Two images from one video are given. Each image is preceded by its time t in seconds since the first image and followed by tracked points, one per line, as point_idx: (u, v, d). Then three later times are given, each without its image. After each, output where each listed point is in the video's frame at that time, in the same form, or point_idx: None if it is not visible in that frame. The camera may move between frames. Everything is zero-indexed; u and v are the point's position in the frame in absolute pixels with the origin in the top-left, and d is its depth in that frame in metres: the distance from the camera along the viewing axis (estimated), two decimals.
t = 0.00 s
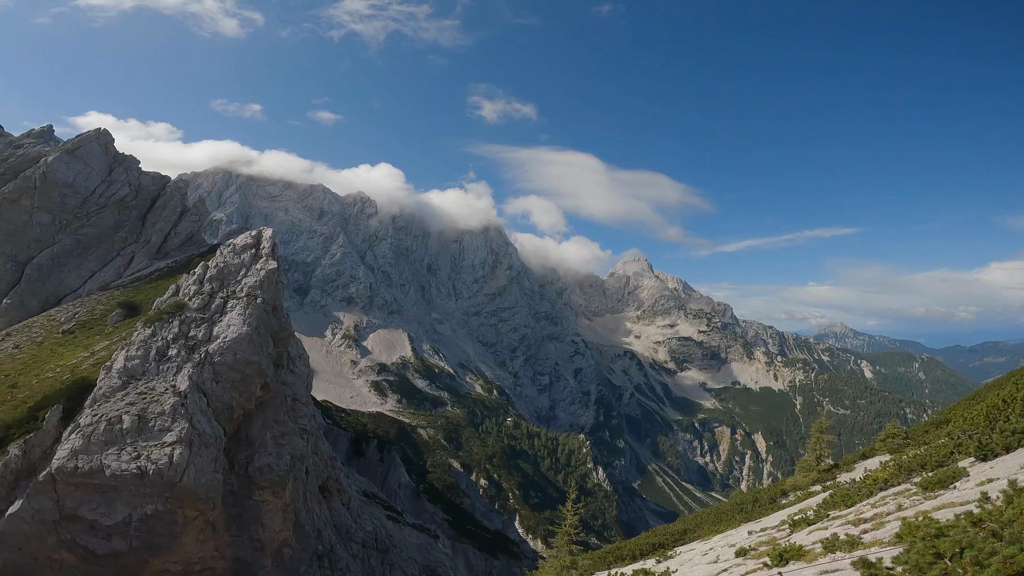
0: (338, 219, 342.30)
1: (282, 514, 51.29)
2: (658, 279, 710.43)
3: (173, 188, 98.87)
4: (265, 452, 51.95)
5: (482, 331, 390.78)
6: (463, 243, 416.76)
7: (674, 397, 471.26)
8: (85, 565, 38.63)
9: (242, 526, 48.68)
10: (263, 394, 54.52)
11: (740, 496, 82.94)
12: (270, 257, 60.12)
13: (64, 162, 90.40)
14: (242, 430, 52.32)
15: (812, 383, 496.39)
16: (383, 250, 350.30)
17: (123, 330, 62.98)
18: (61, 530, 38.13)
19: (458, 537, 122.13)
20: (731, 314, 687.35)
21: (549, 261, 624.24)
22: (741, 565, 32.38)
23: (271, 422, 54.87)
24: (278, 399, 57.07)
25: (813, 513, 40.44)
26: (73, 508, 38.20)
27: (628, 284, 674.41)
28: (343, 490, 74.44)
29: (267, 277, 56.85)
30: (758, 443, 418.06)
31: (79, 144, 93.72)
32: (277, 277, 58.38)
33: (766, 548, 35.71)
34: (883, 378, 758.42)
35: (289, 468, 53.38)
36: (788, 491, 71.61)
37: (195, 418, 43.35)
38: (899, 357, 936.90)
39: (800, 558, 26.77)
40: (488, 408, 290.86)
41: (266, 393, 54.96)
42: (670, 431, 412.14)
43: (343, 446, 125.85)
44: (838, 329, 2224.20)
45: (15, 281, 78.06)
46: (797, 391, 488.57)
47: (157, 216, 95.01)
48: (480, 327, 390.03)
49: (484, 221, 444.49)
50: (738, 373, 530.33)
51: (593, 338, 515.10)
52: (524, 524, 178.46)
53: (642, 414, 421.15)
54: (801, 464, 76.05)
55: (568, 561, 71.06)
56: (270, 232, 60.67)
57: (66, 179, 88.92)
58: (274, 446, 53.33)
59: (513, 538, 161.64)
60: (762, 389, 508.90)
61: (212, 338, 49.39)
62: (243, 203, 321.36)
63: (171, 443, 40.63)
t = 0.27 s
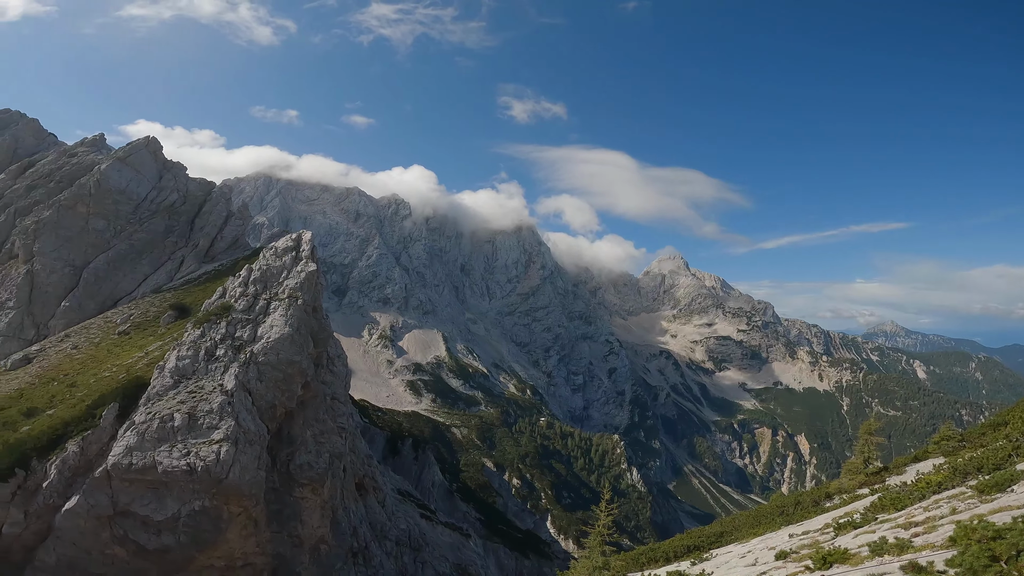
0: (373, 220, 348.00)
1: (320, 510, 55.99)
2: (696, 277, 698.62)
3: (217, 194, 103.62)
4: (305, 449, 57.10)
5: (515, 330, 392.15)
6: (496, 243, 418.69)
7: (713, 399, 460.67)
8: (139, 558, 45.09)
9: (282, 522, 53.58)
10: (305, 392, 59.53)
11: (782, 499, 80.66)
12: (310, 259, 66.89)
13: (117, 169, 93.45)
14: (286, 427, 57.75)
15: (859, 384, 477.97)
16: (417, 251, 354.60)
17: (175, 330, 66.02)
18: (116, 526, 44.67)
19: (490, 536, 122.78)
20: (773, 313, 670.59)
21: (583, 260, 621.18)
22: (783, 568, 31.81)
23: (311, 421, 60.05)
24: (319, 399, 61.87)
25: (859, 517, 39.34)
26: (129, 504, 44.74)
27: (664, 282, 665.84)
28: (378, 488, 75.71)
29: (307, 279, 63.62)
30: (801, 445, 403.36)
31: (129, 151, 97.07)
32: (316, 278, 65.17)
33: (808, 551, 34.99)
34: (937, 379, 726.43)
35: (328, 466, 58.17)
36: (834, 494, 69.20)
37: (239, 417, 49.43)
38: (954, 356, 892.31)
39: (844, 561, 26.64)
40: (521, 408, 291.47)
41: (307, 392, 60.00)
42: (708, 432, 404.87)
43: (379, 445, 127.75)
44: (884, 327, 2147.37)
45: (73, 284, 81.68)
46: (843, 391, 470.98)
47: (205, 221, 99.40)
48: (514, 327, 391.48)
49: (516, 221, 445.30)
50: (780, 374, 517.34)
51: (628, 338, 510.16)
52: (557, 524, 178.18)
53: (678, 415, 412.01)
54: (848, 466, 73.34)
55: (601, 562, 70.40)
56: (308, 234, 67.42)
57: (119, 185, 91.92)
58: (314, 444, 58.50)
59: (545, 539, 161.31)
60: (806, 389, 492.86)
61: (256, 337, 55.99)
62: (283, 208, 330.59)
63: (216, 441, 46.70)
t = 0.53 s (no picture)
0: (409, 221, 352.86)
1: (357, 508, 57.27)
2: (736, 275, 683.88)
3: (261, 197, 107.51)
4: (344, 447, 58.66)
5: (550, 329, 392.12)
6: (529, 243, 418.89)
7: (755, 399, 444.41)
8: (187, 553, 46.83)
9: (321, 518, 54.77)
10: (345, 390, 61.56)
11: (827, 502, 78.55)
12: (349, 260, 70.42)
13: (168, 175, 97.22)
14: (326, 425, 59.57)
15: (911, 385, 458.46)
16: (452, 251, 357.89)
17: (224, 330, 69.22)
18: (166, 521, 46.68)
19: (522, 535, 122.75)
20: (818, 312, 650.09)
21: (618, 259, 616.33)
22: (832, 571, 32.06)
23: (351, 419, 61.65)
24: (359, 398, 63.99)
25: (911, 520, 38.23)
26: (179, 499, 46.93)
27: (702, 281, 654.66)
28: (414, 486, 76.69)
29: (346, 280, 66.88)
30: (849, 447, 386.80)
31: (178, 158, 101.11)
32: (355, 279, 68.25)
33: (854, 555, 34.36)
34: (998, 381, 690.01)
35: (366, 463, 59.36)
36: (884, 498, 67.03)
37: (283, 414, 51.66)
38: (1015, 356, 847.41)
39: (894, 565, 27.52)
40: (556, 408, 290.72)
41: (347, 391, 61.93)
42: (749, 433, 394.68)
43: (416, 445, 129.19)
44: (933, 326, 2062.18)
45: (129, 286, 84.70)
46: (894, 392, 451.88)
47: (250, 223, 103.69)
48: (549, 326, 391.14)
49: (550, 221, 444.73)
50: (828, 373, 499.95)
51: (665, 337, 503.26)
52: (590, 525, 176.83)
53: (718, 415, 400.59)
54: (900, 469, 70.85)
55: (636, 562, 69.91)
56: (347, 237, 71.15)
57: (171, 191, 96.08)
58: (353, 442, 60.00)
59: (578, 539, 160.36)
60: (855, 390, 474.61)
61: (299, 337, 59.19)
62: (322, 210, 338.49)
63: (261, 438, 48.83)
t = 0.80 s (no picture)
0: (444, 222, 355.57)
1: (395, 505, 58.58)
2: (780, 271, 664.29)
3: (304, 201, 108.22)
4: (382, 444, 59.87)
5: (586, 328, 391.45)
6: (564, 241, 416.37)
7: (800, 399, 429.06)
8: (232, 546, 49.28)
9: (359, 514, 56.56)
10: (384, 388, 62.78)
11: (876, 505, 75.77)
12: (387, 260, 71.52)
13: (216, 180, 100.60)
14: (365, 423, 60.98)
15: (970, 387, 436.62)
16: (487, 251, 359.32)
17: (269, 329, 71.02)
18: (214, 516, 49.00)
19: (555, 535, 122.56)
20: (868, 309, 625.53)
21: (656, 256, 607.33)
22: None
23: (389, 417, 62.82)
24: (397, 395, 65.20)
25: (965, 526, 36.99)
26: (226, 494, 48.98)
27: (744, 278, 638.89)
28: (449, 484, 77.47)
29: (384, 280, 67.78)
30: (902, 450, 370.97)
31: (225, 163, 103.60)
32: (393, 278, 69.06)
33: (905, 560, 33.53)
34: None
35: (404, 461, 60.42)
36: (939, 503, 64.24)
37: (325, 411, 53.64)
38: None
39: (949, 570, 26.71)
40: (591, 407, 289.28)
41: (385, 389, 63.13)
42: (793, 435, 380.04)
43: (451, 441, 132.07)
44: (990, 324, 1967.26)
45: (182, 288, 88.13)
46: (951, 394, 430.64)
47: (293, 226, 104.82)
48: (585, 325, 389.35)
49: (585, 219, 442.07)
50: (879, 373, 479.55)
51: (704, 336, 493.90)
52: (624, 526, 175.24)
53: (760, 416, 385.73)
54: (958, 472, 67.75)
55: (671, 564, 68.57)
56: (385, 236, 72.00)
57: (219, 196, 99.71)
58: (391, 439, 61.15)
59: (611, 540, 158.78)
60: (909, 391, 454.19)
61: (339, 336, 60.73)
62: (360, 211, 344.39)
63: (304, 435, 50.83)
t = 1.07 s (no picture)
0: (480, 221, 358.06)
1: (431, 502, 59.31)
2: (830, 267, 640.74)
3: (344, 203, 109.70)
4: (420, 442, 60.62)
5: (625, 327, 386.83)
6: (601, 239, 412.98)
7: (851, 400, 411.65)
8: (276, 541, 50.94)
9: (396, 511, 57.65)
10: (423, 386, 63.79)
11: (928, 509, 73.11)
12: (425, 260, 72.53)
13: (262, 184, 104.78)
14: (404, 420, 61.91)
15: None
16: (523, 250, 359.96)
17: (313, 329, 73.00)
18: (260, 511, 50.79)
19: (589, 535, 121.97)
20: (927, 306, 596.82)
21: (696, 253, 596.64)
22: None
23: (428, 415, 63.57)
24: (436, 394, 66.08)
25: None
26: (272, 490, 50.78)
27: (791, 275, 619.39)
28: (485, 483, 77.80)
29: (423, 280, 68.86)
30: (963, 454, 352.60)
31: (270, 166, 107.81)
32: (431, 278, 70.04)
33: (963, 564, 32.58)
34: None
35: (441, 458, 61.14)
36: (999, 508, 61.71)
37: (366, 409, 55.02)
38: None
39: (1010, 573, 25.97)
40: (629, 406, 285.09)
41: (424, 387, 64.10)
42: (844, 436, 362.20)
43: (487, 439, 138.18)
44: None
45: (232, 289, 91.90)
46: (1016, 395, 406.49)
47: (335, 227, 106.41)
48: (623, 323, 385.46)
49: (622, 216, 437.64)
50: (938, 373, 455.56)
51: (748, 335, 481.30)
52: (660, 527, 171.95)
53: (808, 417, 371.05)
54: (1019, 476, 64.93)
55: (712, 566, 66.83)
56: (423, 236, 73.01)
57: (266, 200, 103.91)
58: (429, 436, 61.83)
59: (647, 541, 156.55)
60: (970, 391, 430.70)
61: (380, 335, 62.00)
62: (398, 212, 350.14)
63: (346, 432, 52.28)
